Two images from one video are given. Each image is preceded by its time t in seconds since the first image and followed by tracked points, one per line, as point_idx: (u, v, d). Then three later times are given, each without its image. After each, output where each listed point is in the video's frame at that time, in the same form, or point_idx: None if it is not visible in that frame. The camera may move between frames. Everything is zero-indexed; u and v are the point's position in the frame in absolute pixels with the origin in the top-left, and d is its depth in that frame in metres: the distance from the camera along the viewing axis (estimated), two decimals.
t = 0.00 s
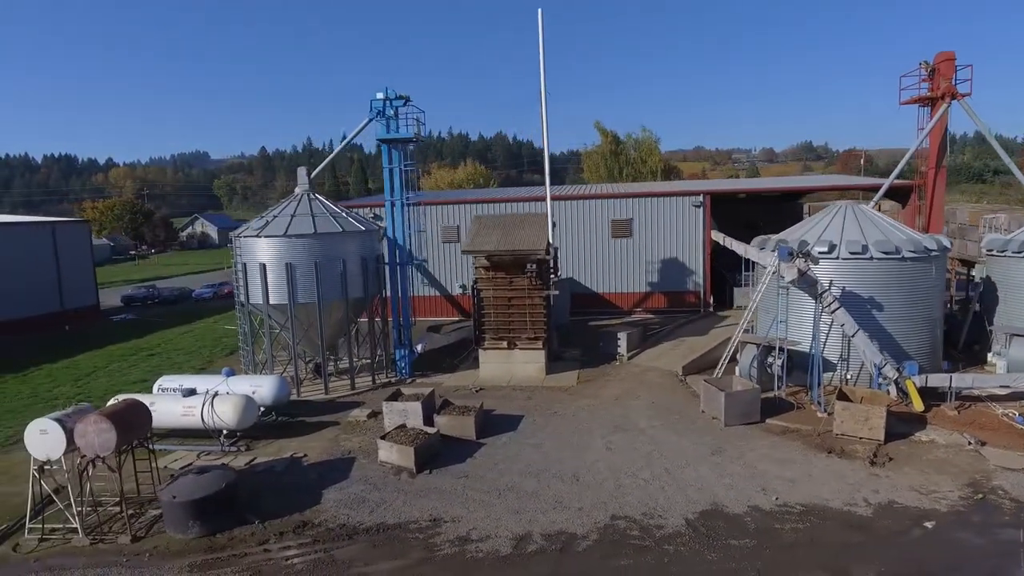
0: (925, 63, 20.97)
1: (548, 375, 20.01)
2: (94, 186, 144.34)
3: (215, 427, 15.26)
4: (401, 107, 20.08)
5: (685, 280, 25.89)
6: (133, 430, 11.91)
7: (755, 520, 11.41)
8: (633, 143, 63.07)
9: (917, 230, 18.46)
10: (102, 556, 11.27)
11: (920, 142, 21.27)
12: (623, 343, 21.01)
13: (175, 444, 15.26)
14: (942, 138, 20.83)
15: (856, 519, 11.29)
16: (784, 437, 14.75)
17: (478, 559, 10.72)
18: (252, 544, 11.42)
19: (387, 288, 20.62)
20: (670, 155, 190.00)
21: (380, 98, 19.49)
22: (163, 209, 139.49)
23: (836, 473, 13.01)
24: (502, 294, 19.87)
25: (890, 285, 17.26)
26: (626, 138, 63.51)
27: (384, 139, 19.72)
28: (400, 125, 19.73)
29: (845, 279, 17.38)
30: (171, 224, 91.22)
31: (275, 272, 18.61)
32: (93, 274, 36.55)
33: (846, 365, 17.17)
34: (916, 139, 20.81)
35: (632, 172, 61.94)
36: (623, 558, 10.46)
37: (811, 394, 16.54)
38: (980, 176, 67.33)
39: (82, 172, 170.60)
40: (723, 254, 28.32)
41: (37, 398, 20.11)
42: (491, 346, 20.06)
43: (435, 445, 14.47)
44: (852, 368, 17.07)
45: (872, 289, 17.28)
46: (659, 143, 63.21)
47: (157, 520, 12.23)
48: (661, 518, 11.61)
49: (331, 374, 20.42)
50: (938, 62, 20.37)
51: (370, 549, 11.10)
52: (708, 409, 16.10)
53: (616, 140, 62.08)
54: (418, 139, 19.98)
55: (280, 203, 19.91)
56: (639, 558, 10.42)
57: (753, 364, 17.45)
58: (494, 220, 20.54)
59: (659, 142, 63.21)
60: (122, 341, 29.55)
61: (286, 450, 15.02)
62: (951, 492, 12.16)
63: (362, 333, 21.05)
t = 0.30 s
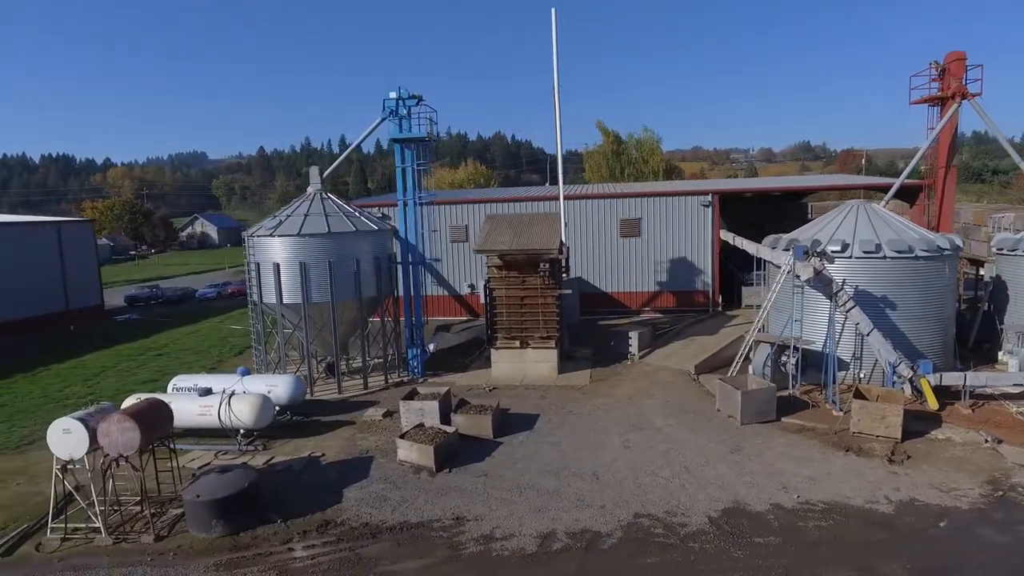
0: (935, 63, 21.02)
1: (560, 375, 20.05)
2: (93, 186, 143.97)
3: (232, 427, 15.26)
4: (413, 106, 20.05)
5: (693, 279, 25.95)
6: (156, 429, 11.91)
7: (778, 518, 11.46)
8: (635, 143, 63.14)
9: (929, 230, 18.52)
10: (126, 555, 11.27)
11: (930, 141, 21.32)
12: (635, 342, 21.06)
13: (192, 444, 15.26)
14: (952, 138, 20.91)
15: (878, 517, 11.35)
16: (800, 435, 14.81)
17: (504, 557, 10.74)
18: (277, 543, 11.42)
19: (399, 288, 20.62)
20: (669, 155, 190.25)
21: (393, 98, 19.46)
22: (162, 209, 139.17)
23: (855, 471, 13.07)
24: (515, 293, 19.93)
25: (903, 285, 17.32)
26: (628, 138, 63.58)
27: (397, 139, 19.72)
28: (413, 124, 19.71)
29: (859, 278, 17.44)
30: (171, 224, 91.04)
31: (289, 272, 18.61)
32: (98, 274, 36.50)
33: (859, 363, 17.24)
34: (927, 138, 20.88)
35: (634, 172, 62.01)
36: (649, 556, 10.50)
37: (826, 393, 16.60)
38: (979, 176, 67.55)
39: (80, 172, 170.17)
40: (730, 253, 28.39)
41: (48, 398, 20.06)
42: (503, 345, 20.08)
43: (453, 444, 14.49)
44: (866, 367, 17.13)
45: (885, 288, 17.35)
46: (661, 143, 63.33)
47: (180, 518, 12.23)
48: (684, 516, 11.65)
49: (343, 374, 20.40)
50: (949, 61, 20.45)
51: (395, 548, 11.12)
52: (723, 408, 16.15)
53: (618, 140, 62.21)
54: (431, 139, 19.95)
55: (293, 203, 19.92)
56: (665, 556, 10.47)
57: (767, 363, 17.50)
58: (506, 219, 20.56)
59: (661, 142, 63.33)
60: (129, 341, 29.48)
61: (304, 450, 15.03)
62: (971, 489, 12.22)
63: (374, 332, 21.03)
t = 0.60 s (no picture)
0: (941, 63, 21.09)
1: (569, 374, 20.08)
2: (86, 185, 143.06)
3: (245, 426, 15.22)
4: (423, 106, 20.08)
5: (699, 278, 26.04)
6: (174, 429, 11.86)
7: (798, 515, 11.52)
8: (634, 142, 63.30)
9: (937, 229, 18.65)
10: (147, 556, 11.22)
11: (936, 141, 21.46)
12: (643, 342, 21.13)
13: (205, 444, 15.21)
14: (957, 138, 21.07)
15: (897, 514, 11.43)
16: (813, 433, 14.90)
17: (528, 556, 10.75)
18: (297, 543, 11.39)
19: (408, 287, 20.61)
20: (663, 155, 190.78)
21: (403, 97, 19.50)
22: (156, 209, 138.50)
23: (870, 468, 13.16)
24: (524, 292, 20.00)
25: (911, 284, 17.46)
26: (626, 137, 63.75)
27: (406, 138, 19.78)
28: (422, 124, 19.75)
29: (868, 278, 17.56)
30: (167, 223, 90.67)
31: (298, 272, 18.56)
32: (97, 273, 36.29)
33: (867, 362, 17.37)
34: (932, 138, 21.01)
35: (633, 172, 62.16)
36: (672, 553, 10.54)
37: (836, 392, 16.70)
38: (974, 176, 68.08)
39: (73, 172, 169.16)
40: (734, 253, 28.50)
41: (55, 398, 19.95)
42: (512, 344, 20.13)
43: (469, 443, 14.50)
44: (875, 366, 17.24)
45: (893, 287, 17.48)
46: (659, 142, 63.52)
47: (198, 518, 12.19)
48: (704, 514, 11.70)
49: (352, 374, 20.35)
50: (954, 62, 20.58)
51: (418, 547, 11.11)
52: (735, 407, 16.23)
53: (616, 140, 62.41)
54: (440, 138, 19.99)
55: (302, 202, 19.89)
56: (689, 554, 10.51)
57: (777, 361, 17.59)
58: (515, 218, 20.62)
59: (659, 142, 63.52)
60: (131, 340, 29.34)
61: (318, 450, 15.02)
62: (986, 486, 12.33)
63: (383, 332, 21.02)
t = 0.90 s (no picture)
0: (941, 65, 21.44)
1: (575, 373, 20.13)
2: (73, 185, 141.56)
3: (255, 427, 15.16)
4: (429, 106, 20.08)
5: (699, 278, 26.19)
6: (189, 430, 11.78)
7: (812, 511, 11.63)
8: (628, 142, 63.54)
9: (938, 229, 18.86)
10: (162, 558, 11.15)
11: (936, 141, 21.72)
12: (647, 341, 21.22)
13: (215, 444, 15.15)
14: (957, 138, 21.35)
15: (909, 510, 11.57)
16: (821, 431, 15.04)
17: (547, 554, 10.78)
18: (314, 543, 11.36)
19: (413, 288, 20.59)
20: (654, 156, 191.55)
21: (409, 97, 19.49)
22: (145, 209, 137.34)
23: (880, 465, 13.31)
24: (530, 292, 20.03)
25: (915, 283, 17.65)
26: (620, 138, 63.96)
27: (412, 138, 19.73)
28: (428, 123, 19.74)
29: (872, 276, 17.74)
30: (157, 223, 90.00)
31: (305, 272, 18.51)
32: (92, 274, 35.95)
33: (871, 360, 17.55)
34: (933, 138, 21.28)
35: (627, 172, 62.38)
36: (691, 550, 10.61)
37: (841, 390, 16.86)
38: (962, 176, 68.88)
39: (60, 172, 167.48)
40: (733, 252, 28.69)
41: (57, 399, 19.78)
42: (518, 344, 20.14)
43: (480, 443, 14.51)
44: (878, 364, 17.44)
45: (897, 286, 17.67)
46: (653, 143, 63.81)
47: (212, 519, 12.14)
48: (719, 511, 11.79)
49: (357, 374, 20.30)
50: (954, 63, 20.88)
51: (436, 546, 11.13)
52: (743, 405, 16.35)
53: (610, 140, 62.65)
54: (446, 138, 19.99)
55: (307, 202, 19.82)
56: (708, 551, 10.60)
57: (782, 359, 17.74)
58: (520, 218, 20.67)
59: (653, 142, 63.81)
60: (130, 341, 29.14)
61: (329, 450, 14.98)
62: (995, 481, 12.50)
63: (388, 332, 20.98)
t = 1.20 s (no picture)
0: (933, 66, 21.74)
1: (576, 372, 20.20)
2: (54, 185, 139.44)
3: (260, 428, 15.07)
4: (429, 105, 20.04)
5: (695, 277, 26.38)
6: (200, 430, 11.66)
7: (822, 507, 11.80)
8: (618, 142, 63.84)
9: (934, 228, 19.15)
10: (174, 560, 11.03)
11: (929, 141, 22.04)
12: (646, 340, 21.34)
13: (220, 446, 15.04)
14: (949, 139, 21.70)
15: (916, 504, 11.76)
16: (825, 427, 15.24)
17: (562, 551, 10.83)
18: (328, 543, 11.31)
19: (414, 287, 20.55)
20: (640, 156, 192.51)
21: (410, 96, 19.44)
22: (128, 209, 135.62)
23: (885, 460, 13.51)
24: (531, 291, 20.05)
25: (912, 281, 17.92)
26: (610, 138, 64.25)
27: (413, 138, 19.68)
28: (429, 123, 19.68)
29: (871, 275, 17.98)
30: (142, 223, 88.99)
31: (307, 272, 18.42)
32: (81, 275, 35.47)
33: (870, 357, 17.80)
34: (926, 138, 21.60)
35: (617, 171, 62.64)
36: (705, 547, 10.72)
37: (842, 387, 17.08)
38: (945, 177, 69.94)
39: (40, 171, 164.92)
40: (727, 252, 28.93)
41: (53, 401, 19.54)
42: (519, 343, 20.15)
43: (488, 442, 14.52)
44: (876, 361, 17.69)
45: (895, 284, 17.94)
46: (643, 143, 64.16)
47: (223, 520, 12.03)
48: (730, 507, 11.91)
49: (359, 374, 20.25)
50: (947, 65, 21.16)
51: (451, 545, 11.13)
52: (746, 402, 16.52)
53: (601, 140, 62.92)
54: (447, 137, 19.95)
55: (307, 201, 19.70)
56: (722, 546, 10.71)
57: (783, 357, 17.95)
58: (521, 217, 20.71)
59: (643, 142, 64.15)
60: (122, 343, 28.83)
61: (335, 450, 14.93)
62: (998, 475, 12.73)
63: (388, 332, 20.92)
